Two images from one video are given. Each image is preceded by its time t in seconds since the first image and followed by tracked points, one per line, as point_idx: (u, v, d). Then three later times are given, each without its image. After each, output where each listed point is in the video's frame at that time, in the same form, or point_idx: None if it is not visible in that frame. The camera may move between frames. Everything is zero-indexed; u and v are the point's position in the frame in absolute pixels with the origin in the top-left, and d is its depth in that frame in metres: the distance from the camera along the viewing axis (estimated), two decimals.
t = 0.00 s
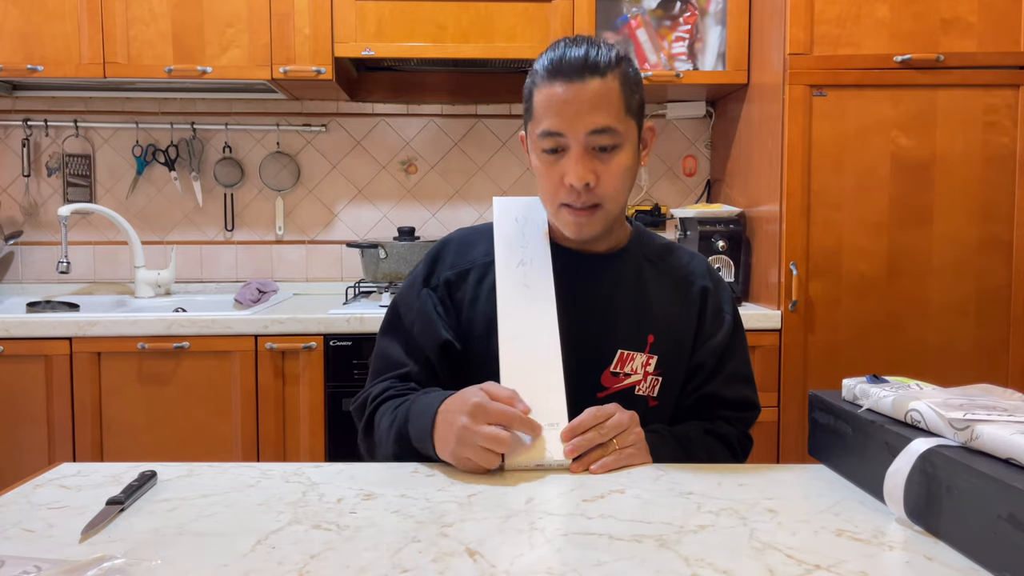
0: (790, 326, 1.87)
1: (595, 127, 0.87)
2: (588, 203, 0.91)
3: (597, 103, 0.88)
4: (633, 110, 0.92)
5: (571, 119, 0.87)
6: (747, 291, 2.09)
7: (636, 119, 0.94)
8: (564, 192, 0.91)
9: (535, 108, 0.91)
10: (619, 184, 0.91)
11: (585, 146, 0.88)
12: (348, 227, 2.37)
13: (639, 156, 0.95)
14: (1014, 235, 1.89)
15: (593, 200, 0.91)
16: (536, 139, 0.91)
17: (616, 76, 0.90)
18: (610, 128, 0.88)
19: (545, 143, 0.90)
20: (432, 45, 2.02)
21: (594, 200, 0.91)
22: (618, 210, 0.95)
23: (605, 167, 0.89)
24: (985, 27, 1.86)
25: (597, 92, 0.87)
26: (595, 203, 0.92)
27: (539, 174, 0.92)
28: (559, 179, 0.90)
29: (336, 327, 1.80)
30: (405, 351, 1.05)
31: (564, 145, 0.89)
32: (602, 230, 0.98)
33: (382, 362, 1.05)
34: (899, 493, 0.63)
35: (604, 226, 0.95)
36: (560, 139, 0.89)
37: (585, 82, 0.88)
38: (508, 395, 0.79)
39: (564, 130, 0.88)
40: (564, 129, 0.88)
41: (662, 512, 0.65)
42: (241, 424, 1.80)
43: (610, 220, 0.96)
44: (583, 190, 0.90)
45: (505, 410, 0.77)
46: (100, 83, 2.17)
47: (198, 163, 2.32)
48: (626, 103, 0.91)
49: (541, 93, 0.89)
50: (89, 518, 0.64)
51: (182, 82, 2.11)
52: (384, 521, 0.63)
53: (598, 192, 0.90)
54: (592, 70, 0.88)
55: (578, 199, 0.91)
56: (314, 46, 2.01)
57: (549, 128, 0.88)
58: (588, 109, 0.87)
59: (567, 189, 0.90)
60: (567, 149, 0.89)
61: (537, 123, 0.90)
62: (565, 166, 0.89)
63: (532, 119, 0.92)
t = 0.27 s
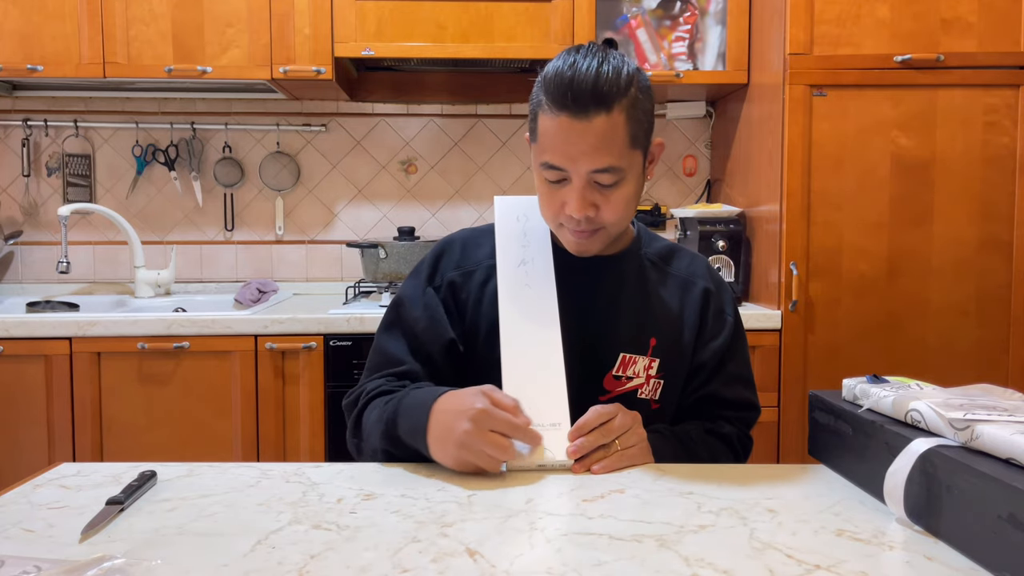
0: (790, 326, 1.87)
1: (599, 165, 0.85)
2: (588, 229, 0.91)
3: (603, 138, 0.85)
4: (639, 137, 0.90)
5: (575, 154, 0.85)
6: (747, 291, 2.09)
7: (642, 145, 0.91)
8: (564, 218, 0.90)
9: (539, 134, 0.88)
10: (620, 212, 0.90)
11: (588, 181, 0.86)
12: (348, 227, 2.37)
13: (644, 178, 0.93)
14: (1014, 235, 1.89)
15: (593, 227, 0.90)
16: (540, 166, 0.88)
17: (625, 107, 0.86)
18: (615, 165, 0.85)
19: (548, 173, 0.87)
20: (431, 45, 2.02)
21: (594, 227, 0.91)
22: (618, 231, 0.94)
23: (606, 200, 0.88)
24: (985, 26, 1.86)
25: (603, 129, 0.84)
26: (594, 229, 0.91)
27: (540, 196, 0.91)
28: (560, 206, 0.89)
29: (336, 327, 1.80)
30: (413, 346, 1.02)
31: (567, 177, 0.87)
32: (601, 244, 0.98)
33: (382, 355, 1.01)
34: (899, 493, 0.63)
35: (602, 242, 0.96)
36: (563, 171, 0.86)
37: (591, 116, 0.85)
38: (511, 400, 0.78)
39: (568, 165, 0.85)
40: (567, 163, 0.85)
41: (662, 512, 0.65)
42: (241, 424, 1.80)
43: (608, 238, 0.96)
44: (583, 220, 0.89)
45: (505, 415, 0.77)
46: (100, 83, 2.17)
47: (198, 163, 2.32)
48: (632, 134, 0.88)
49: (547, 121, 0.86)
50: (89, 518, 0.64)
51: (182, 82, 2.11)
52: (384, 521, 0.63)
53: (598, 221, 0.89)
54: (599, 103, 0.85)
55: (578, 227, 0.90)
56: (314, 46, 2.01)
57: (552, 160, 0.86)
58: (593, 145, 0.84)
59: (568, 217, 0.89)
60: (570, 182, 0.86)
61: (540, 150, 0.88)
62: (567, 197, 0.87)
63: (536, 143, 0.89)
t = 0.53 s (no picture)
0: (790, 326, 1.87)
1: (599, 170, 0.85)
2: (585, 231, 0.91)
3: (605, 143, 0.84)
4: (642, 142, 0.89)
5: (575, 158, 0.84)
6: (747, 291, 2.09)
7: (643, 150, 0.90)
8: (561, 220, 0.90)
9: (540, 135, 0.87)
10: (620, 215, 0.91)
11: (588, 185, 0.86)
12: (348, 227, 2.37)
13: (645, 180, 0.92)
14: (1014, 235, 1.89)
15: (592, 229, 0.91)
16: (540, 167, 0.88)
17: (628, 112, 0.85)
18: (616, 171, 0.85)
19: (549, 175, 0.87)
20: (431, 45, 2.02)
21: (591, 230, 0.91)
22: (615, 233, 0.95)
23: (604, 204, 0.88)
24: (985, 26, 1.86)
25: (604, 134, 0.84)
26: (592, 231, 0.92)
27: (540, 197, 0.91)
28: (560, 208, 0.89)
29: (336, 327, 1.80)
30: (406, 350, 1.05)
31: (566, 180, 0.86)
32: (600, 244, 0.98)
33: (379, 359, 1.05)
34: (899, 493, 0.63)
35: (598, 243, 0.96)
36: (563, 174, 0.86)
37: (594, 120, 0.83)
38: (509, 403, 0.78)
39: (569, 168, 0.85)
40: (569, 167, 0.85)
41: (661, 511, 0.66)
42: (241, 425, 1.80)
43: (605, 239, 0.96)
44: (581, 223, 0.89)
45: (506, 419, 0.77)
46: (100, 83, 2.17)
47: (198, 163, 2.32)
48: (635, 139, 0.87)
49: (548, 123, 0.85)
50: (89, 518, 0.64)
51: (182, 81, 2.11)
52: (384, 521, 0.63)
53: (597, 224, 0.90)
54: (602, 106, 0.83)
55: (578, 229, 0.90)
56: (314, 47, 2.01)
57: (552, 163, 0.86)
58: (594, 150, 0.84)
59: (566, 219, 0.89)
60: (571, 184, 0.86)
61: (542, 152, 0.87)
62: (567, 200, 0.87)
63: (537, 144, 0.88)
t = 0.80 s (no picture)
0: (790, 326, 1.88)
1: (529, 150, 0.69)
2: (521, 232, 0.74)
3: (534, 122, 0.69)
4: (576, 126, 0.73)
5: (503, 138, 0.69)
6: (747, 291, 2.10)
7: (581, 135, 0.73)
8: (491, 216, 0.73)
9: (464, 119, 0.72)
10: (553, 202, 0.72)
11: (518, 168, 0.70)
12: (348, 227, 2.37)
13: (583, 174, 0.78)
14: (1014, 235, 1.89)
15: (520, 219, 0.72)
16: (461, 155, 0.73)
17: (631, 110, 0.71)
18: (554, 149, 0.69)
19: (473, 163, 0.71)
20: (431, 45, 2.01)
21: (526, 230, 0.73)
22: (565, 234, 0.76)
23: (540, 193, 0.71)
24: (985, 26, 1.86)
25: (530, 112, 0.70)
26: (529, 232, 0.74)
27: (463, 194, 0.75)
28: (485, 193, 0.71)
29: (336, 326, 1.79)
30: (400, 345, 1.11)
31: (493, 164, 0.70)
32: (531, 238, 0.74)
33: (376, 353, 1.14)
34: (899, 494, 0.63)
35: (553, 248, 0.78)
36: (489, 158, 0.70)
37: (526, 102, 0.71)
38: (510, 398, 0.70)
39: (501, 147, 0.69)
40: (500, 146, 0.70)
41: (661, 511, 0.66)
42: (241, 425, 1.80)
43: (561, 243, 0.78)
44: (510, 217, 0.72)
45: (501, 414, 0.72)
46: (100, 83, 2.17)
47: (198, 163, 2.32)
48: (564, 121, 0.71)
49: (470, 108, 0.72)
50: (89, 518, 0.64)
51: (182, 81, 2.11)
52: (384, 521, 0.62)
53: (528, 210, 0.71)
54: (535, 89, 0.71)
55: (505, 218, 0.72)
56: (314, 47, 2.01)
57: (473, 146, 0.70)
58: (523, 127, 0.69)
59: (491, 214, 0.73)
60: (501, 166, 0.70)
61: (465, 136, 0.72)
62: (496, 182, 0.71)
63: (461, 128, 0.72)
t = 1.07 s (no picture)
0: (790, 326, 1.87)
1: (529, 158, 0.85)
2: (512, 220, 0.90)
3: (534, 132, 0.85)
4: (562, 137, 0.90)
5: (507, 145, 0.84)
6: (747, 290, 2.10)
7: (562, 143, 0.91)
8: (490, 207, 0.89)
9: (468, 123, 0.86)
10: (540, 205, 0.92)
11: (518, 172, 0.86)
12: (348, 227, 2.37)
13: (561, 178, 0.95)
14: (1014, 235, 1.89)
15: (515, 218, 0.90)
16: (471, 153, 0.86)
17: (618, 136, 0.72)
18: (546, 159, 0.86)
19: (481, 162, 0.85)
20: (431, 45, 2.01)
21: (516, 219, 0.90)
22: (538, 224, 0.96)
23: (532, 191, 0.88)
24: (985, 26, 1.86)
25: (532, 121, 0.84)
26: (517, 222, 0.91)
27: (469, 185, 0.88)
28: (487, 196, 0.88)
29: (337, 326, 1.80)
30: (402, 333, 1.05)
31: (496, 167, 0.86)
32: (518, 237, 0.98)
33: (369, 339, 1.05)
34: (899, 493, 0.63)
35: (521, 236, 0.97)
36: (494, 162, 0.85)
37: (526, 109, 0.84)
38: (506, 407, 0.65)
39: (500, 155, 0.85)
40: (500, 153, 0.85)
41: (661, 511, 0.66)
42: (241, 425, 1.80)
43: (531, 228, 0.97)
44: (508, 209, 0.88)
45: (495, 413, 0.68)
46: (99, 82, 2.17)
47: (198, 163, 2.32)
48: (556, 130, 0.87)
49: (478, 112, 0.84)
50: (89, 518, 0.64)
51: (182, 81, 2.11)
52: (384, 521, 0.62)
53: (522, 211, 0.90)
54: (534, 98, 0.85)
55: (502, 216, 0.89)
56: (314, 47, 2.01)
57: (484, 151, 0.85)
58: (526, 138, 0.84)
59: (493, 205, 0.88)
60: (500, 172, 0.86)
61: (476, 138, 0.85)
62: (496, 186, 0.87)
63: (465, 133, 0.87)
